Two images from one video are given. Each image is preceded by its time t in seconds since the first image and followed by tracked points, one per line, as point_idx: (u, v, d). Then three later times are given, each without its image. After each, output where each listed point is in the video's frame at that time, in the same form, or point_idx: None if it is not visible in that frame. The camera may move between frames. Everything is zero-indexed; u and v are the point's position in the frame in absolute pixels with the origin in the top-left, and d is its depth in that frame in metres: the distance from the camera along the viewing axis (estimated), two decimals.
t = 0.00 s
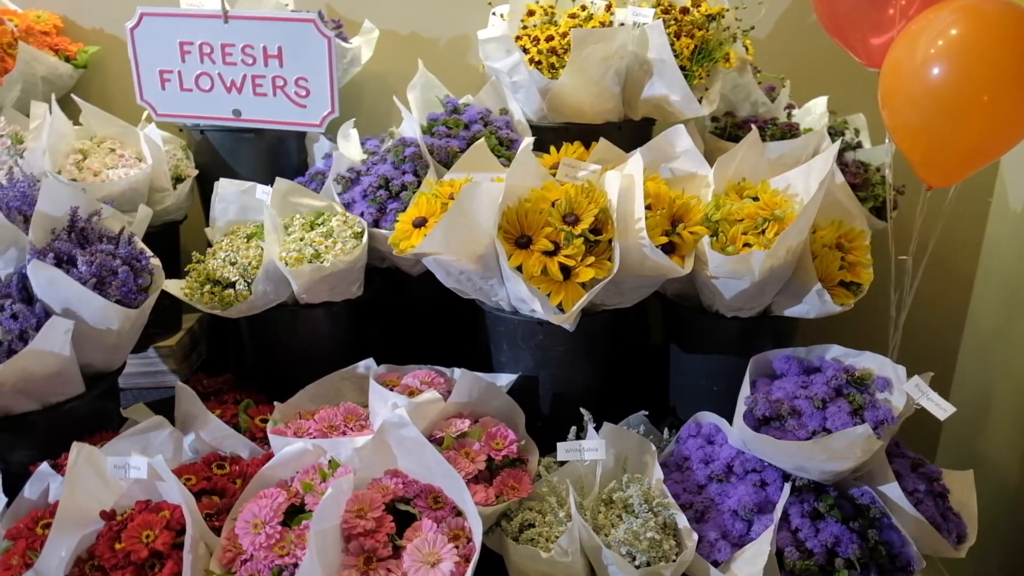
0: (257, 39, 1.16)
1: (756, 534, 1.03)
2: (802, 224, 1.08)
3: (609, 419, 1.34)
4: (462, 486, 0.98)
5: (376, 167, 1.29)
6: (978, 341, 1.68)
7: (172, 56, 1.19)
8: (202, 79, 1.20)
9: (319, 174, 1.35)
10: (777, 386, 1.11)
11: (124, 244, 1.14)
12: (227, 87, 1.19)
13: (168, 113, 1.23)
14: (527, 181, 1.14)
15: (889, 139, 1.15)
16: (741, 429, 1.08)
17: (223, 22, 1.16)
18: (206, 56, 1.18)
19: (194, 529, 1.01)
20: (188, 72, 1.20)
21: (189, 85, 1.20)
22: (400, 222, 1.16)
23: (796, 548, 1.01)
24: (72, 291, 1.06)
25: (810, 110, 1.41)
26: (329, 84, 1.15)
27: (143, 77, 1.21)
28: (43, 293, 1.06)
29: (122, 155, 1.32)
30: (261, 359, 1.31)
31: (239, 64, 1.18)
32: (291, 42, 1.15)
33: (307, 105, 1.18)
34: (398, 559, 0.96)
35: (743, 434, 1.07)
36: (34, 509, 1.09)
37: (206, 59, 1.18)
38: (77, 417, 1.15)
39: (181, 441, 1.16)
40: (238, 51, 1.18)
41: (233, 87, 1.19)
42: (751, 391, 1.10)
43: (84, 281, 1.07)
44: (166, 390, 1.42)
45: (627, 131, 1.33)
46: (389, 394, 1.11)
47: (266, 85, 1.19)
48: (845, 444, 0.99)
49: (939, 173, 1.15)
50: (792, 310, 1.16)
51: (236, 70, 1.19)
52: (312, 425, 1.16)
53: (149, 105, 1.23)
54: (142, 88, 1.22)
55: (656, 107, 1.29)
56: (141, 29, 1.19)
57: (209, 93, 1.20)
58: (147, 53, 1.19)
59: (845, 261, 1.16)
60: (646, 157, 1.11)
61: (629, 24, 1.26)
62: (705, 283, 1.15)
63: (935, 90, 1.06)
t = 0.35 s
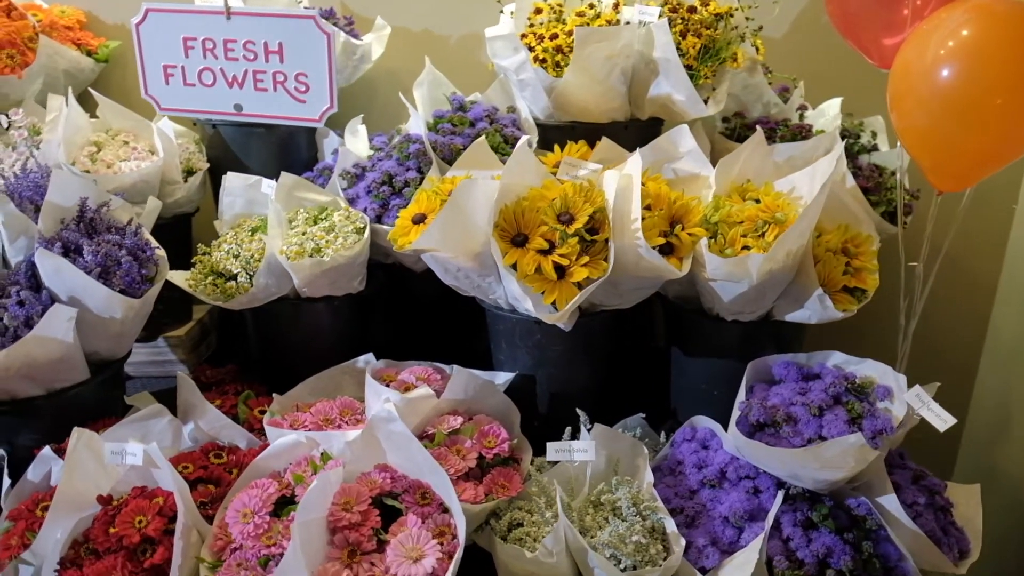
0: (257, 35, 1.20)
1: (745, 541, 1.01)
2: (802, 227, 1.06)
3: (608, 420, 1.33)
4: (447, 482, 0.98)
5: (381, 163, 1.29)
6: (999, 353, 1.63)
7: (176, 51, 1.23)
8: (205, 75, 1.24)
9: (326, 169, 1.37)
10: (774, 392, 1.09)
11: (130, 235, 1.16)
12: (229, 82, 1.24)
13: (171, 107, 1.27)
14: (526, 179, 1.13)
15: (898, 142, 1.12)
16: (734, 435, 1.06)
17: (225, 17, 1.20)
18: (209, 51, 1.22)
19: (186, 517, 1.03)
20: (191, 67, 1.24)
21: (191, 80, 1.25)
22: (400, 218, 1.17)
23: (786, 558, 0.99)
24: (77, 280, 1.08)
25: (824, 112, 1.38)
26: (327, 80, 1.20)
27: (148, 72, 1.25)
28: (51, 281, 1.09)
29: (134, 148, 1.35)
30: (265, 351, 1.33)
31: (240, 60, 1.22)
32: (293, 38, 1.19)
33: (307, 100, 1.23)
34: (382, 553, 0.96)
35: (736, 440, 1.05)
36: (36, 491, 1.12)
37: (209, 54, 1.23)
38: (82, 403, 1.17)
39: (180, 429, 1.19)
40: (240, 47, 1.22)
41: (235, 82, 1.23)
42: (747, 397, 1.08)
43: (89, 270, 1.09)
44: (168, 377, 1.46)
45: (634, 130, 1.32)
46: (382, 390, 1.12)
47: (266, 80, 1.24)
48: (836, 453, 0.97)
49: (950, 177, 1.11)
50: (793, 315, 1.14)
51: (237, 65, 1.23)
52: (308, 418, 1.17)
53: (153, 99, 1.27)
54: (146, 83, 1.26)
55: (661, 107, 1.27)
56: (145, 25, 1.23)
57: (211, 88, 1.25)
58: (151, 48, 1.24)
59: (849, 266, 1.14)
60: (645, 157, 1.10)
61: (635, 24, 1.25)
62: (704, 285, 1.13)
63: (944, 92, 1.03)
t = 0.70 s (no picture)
0: (256, 33, 1.24)
1: (734, 550, 1.00)
2: (800, 233, 1.04)
3: (605, 423, 1.32)
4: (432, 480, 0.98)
5: (384, 162, 1.30)
6: (1014, 365, 1.59)
7: (176, 49, 1.29)
8: (204, 71, 1.29)
9: (331, 167, 1.38)
10: (769, 399, 1.07)
11: (133, 229, 1.17)
12: (227, 78, 1.28)
13: (173, 103, 1.33)
14: (523, 179, 1.13)
15: (903, 147, 1.10)
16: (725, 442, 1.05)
17: (224, 16, 1.24)
18: (208, 49, 1.27)
19: (177, 509, 1.04)
20: (190, 64, 1.29)
21: (191, 76, 1.30)
22: (398, 216, 1.17)
23: (775, 568, 0.97)
24: (78, 271, 1.10)
25: (833, 116, 1.35)
26: (324, 77, 1.23)
27: (150, 69, 1.32)
28: (54, 274, 1.11)
29: (143, 144, 1.37)
30: (267, 347, 1.34)
31: (239, 56, 1.26)
32: (289, 36, 1.22)
33: (304, 97, 1.26)
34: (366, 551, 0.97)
35: (727, 447, 1.04)
36: (36, 479, 1.14)
37: (208, 52, 1.27)
38: (84, 394, 1.19)
39: (178, 422, 1.20)
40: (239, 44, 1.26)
41: (233, 78, 1.28)
42: (741, 403, 1.07)
43: (91, 263, 1.11)
44: (167, 373, 1.48)
45: (637, 132, 1.29)
46: (375, 388, 1.12)
47: (265, 77, 1.27)
48: (827, 462, 0.95)
49: (957, 184, 1.09)
50: (793, 321, 1.13)
51: (236, 62, 1.27)
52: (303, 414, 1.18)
53: (155, 96, 1.33)
54: (149, 80, 1.33)
55: (665, 108, 1.26)
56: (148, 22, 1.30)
57: (211, 85, 1.30)
58: (153, 45, 1.29)
59: (852, 273, 1.11)
60: (642, 159, 1.09)
61: (637, 23, 1.22)
62: (701, 290, 1.12)
63: (949, 96, 1.00)
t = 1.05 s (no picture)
0: (252, 32, 1.27)
1: (720, 561, 0.98)
2: (796, 239, 1.02)
3: (601, 427, 1.31)
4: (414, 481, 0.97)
5: (385, 163, 1.30)
6: None
7: (175, 47, 1.32)
8: (202, 70, 1.32)
9: (336, 167, 1.39)
10: (762, 409, 1.05)
11: (135, 224, 1.19)
12: (225, 77, 1.31)
13: (171, 101, 1.36)
14: (518, 181, 1.13)
15: (906, 153, 1.07)
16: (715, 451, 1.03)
17: (221, 15, 1.27)
18: (206, 47, 1.30)
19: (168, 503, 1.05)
20: (189, 62, 1.32)
21: (189, 75, 1.33)
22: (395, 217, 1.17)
23: None
24: (78, 266, 1.12)
25: (842, 121, 1.33)
26: (319, 77, 1.25)
27: (149, 68, 1.35)
28: (57, 268, 1.13)
29: (151, 141, 1.39)
30: (269, 345, 1.36)
31: (236, 54, 1.29)
32: (285, 35, 1.25)
33: (299, 95, 1.28)
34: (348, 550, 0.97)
35: (716, 456, 1.02)
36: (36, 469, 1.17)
37: (206, 50, 1.30)
38: (85, 386, 1.21)
39: (176, 417, 1.23)
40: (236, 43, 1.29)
41: (230, 77, 1.31)
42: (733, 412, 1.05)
43: (91, 258, 1.13)
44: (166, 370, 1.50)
45: (641, 135, 1.29)
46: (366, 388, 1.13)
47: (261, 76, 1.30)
48: (814, 474, 0.93)
49: (961, 193, 1.06)
50: (790, 329, 1.11)
51: (233, 61, 1.30)
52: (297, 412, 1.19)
53: (154, 93, 1.36)
54: (148, 78, 1.36)
55: (668, 111, 1.24)
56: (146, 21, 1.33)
57: (208, 82, 1.33)
58: (151, 43, 1.33)
59: (851, 281, 1.09)
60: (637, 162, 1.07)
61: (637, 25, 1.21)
62: (696, 296, 1.10)
63: (952, 101, 0.98)
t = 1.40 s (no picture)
0: (246, 33, 1.28)
1: (708, 573, 0.96)
2: (792, 246, 1.00)
3: (597, 434, 1.29)
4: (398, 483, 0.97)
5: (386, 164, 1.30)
6: None
7: (171, 49, 1.34)
8: (199, 70, 1.34)
9: (339, 168, 1.39)
10: (755, 419, 1.03)
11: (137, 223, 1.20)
12: (221, 78, 1.33)
13: (167, 102, 1.39)
14: (513, 185, 1.12)
15: (908, 159, 1.04)
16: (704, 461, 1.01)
17: (216, 17, 1.28)
18: (201, 49, 1.32)
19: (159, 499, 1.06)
20: (185, 63, 1.34)
21: (185, 76, 1.35)
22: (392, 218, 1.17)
23: None
24: (77, 263, 1.13)
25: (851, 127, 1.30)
26: (312, 79, 1.27)
27: (146, 68, 1.37)
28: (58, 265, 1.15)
29: (159, 141, 1.41)
30: (270, 344, 1.36)
31: (232, 56, 1.31)
32: (279, 37, 1.27)
33: (293, 96, 1.30)
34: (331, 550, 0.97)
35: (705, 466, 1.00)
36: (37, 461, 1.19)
37: (201, 51, 1.32)
38: (86, 381, 1.23)
39: (174, 414, 1.24)
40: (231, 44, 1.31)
41: (226, 78, 1.33)
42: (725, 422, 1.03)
43: (92, 255, 1.14)
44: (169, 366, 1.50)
45: (643, 140, 1.27)
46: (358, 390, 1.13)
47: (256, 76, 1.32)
48: (802, 487, 0.91)
49: (966, 202, 1.03)
50: (788, 339, 1.08)
51: (229, 62, 1.32)
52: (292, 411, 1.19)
53: (151, 93, 1.39)
54: (145, 78, 1.38)
55: (669, 116, 1.22)
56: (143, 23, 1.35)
57: (205, 83, 1.35)
58: (149, 44, 1.35)
59: (852, 291, 1.06)
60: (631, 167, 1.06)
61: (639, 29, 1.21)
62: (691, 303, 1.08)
63: (955, 107, 0.95)
